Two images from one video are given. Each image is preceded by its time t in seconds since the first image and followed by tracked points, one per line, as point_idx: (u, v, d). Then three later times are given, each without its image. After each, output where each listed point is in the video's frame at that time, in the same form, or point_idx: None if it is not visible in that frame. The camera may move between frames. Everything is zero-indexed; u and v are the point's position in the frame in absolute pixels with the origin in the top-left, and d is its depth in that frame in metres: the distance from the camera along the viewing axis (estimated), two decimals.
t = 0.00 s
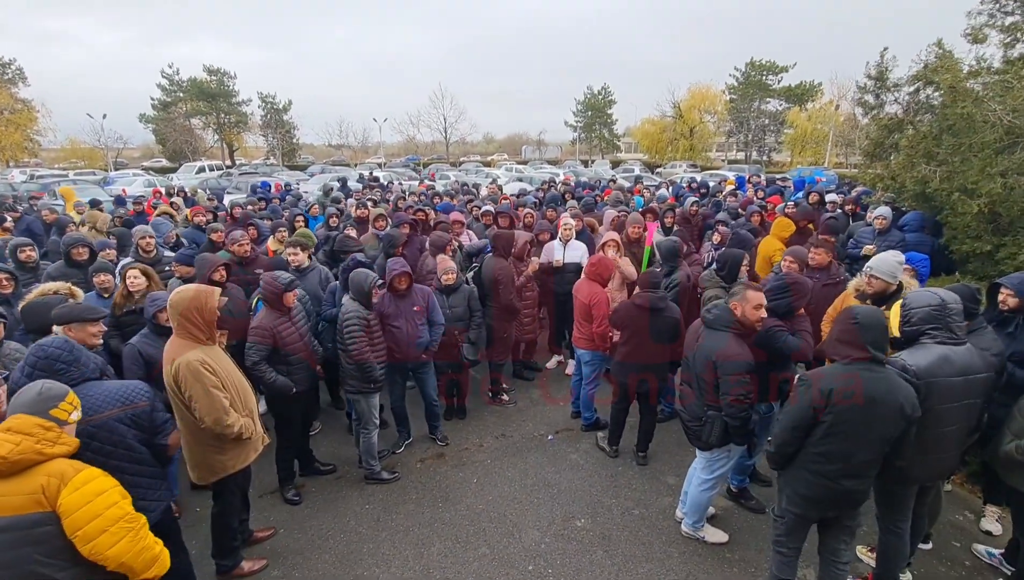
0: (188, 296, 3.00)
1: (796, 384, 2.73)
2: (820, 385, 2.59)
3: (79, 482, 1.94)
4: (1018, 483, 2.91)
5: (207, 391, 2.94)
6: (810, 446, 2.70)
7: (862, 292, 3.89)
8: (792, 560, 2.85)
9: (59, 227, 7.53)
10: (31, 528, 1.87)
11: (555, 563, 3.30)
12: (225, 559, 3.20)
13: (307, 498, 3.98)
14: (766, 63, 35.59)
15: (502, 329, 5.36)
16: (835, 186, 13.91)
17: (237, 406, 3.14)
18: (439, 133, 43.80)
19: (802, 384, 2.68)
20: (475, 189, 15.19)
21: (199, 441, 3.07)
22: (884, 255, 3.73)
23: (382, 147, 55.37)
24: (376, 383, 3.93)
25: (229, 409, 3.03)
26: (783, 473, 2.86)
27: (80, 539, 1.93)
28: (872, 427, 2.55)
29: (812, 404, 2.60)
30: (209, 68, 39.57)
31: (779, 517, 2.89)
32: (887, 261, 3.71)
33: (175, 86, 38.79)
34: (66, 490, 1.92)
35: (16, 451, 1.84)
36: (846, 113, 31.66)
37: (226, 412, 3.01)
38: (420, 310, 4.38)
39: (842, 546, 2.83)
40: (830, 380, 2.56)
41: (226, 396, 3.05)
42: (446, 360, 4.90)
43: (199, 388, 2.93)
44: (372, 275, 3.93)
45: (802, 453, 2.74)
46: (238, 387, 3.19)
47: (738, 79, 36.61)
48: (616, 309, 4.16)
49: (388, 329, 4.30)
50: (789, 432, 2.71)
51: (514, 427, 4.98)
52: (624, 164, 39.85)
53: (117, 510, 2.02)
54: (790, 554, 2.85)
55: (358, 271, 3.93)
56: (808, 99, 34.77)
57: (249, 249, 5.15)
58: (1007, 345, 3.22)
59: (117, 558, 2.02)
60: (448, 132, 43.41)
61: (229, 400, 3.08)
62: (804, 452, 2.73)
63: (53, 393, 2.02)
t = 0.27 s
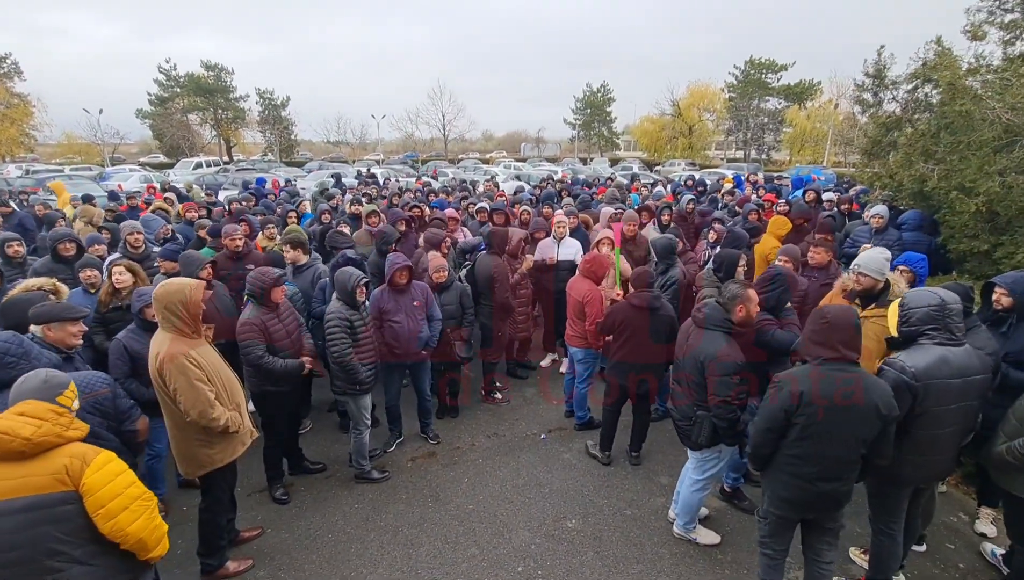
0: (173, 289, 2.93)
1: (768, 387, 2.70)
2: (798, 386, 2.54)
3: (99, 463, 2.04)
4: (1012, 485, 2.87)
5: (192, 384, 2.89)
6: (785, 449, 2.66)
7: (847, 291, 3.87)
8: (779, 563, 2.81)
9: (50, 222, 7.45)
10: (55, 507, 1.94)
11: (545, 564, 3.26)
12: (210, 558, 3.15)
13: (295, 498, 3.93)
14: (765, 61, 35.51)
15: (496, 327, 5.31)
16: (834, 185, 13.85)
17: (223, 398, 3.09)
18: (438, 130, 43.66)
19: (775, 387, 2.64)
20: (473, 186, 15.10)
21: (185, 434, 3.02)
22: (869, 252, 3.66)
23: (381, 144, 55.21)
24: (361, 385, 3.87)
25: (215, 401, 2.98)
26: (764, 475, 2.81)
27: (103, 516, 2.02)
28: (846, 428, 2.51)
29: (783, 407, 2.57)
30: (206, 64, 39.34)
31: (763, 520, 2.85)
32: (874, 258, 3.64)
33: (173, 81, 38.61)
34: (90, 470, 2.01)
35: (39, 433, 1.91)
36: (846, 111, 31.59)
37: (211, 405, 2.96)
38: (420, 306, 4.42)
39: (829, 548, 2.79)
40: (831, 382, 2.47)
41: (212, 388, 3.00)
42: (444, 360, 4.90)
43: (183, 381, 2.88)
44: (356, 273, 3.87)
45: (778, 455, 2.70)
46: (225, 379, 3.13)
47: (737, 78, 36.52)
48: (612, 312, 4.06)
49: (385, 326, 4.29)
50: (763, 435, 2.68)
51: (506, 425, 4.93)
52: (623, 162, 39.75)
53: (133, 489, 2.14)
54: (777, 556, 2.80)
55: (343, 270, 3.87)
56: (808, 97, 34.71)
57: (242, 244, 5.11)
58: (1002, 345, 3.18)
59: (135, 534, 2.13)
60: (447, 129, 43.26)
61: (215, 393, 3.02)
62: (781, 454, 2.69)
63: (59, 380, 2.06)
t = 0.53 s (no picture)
0: (169, 278, 2.91)
1: (754, 390, 2.70)
2: (787, 389, 2.52)
3: (130, 441, 2.09)
4: (1007, 492, 2.86)
5: (184, 374, 2.87)
6: (773, 452, 2.64)
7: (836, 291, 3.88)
8: (768, 566, 2.79)
9: (48, 212, 7.43)
10: (87, 481, 1.98)
11: (538, 564, 3.24)
12: (201, 553, 3.13)
13: (288, 493, 3.91)
14: (769, 63, 35.46)
15: (494, 324, 5.29)
16: (835, 188, 13.82)
17: (214, 389, 3.06)
18: (440, 127, 43.56)
19: (760, 390, 2.64)
20: (474, 183, 15.06)
21: (175, 424, 3.00)
22: (858, 253, 3.60)
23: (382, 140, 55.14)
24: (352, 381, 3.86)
25: (206, 391, 2.96)
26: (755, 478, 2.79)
27: (133, 490, 2.07)
28: (831, 431, 2.49)
29: (768, 411, 2.57)
30: (208, 56, 39.21)
31: (754, 522, 2.84)
32: (866, 258, 3.57)
33: (174, 72, 38.49)
34: (122, 445, 2.06)
35: (76, 410, 1.95)
36: (847, 114, 31.54)
37: (202, 395, 2.94)
38: (423, 301, 4.44)
39: (819, 550, 2.78)
40: (831, 382, 2.45)
41: (204, 379, 2.98)
42: (442, 359, 4.90)
43: (175, 370, 2.86)
44: (349, 269, 3.83)
45: (766, 458, 2.69)
46: (218, 369, 3.10)
47: (740, 79, 36.47)
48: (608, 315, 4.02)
49: (386, 321, 4.28)
50: (749, 438, 2.67)
51: (502, 424, 4.91)
52: (625, 161, 39.71)
53: (159, 467, 2.19)
54: (767, 559, 2.79)
55: (338, 266, 3.84)
56: (811, 100, 34.68)
57: (241, 237, 5.12)
58: (999, 350, 3.17)
59: (162, 509, 2.19)
60: (449, 126, 43.18)
61: (206, 382, 3.00)
62: (768, 457, 2.68)
63: (76, 360, 2.09)
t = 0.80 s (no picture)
0: (172, 270, 2.89)
1: (761, 394, 2.68)
2: (793, 394, 2.50)
3: (148, 429, 2.10)
4: (1008, 498, 2.85)
5: (183, 366, 2.85)
6: (777, 455, 2.63)
7: (831, 293, 3.87)
8: (769, 569, 2.78)
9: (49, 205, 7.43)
10: (109, 468, 1.98)
11: (536, 563, 3.23)
12: (200, 546, 3.12)
13: (286, 489, 3.90)
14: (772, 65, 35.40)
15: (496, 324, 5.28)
16: (838, 191, 13.80)
17: (212, 382, 3.05)
18: (442, 125, 43.53)
19: (766, 395, 2.62)
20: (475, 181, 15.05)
21: (173, 417, 2.99)
22: (857, 252, 3.65)
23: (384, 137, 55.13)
24: (349, 376, 3.85)
25: (203, 384, 2.94)
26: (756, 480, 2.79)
27: (153, 477, 2.08)
28: (836, 435, 2.48)
29: (776, 416, 2.54)
30: (211, 50, 39.17)
31: (755, 525, 2.83)
32: (863, 257, 3.63)
33: (177, 66, 38.45)
34: (141, 433, 2.07)
35: (101, 401, 1.96)
36: (850, 117, 31.49)
37: (199, 388, 2.92)
38: (424, 298, 4.44)
39: (817, 549, 2.77)
40: (831, 383, 2.44)
41: (202, 371, 2.96)
42: (443, 359, 4.91)
43: (174, 362, 2.84)
44: (352, 265, 3.83)
45: (770, 462, 2.67)
46: (215, 363, 3.09)
47: (744, 81, 36.42)
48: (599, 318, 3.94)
49: (387, 317, 4.26)
50: (754, 443, 2.65)
51: (502, 422, 4.90)
52: (627, 161, 39.67)
53: (174, 454, 2.20)
54: (767, 562, 2.77)
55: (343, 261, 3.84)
56: (814, 102, 34.62)
57: (242, 231, 5.14)
58: (1001, 354, 3.17)
59: (177, 495, 2.20)
60: (451, 124, 43.13)
61: (204, 376, 2.99)
62: (772, 461, 2.66)
63: (86, 351, 2.09)
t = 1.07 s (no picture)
0: (171, 275, 2.88)
1: (783, 395, 2.63)
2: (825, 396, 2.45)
3: (139, 436, 2.07)
4: (1012, 493, 2.85)
5: (187, 371, 2.84)
6: (800, 457, 2.60)
7: (828, 290, 3.86)
8: (783, 572, 2.77)
9: (48, 209, 7.42)
10: (101, 478, 1.97)
11: (540, 564, 3.23)
12: (204, 550, 3.12)
13: (289, 492, 3.90)
14: (770, 61, 35.38)
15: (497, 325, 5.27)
16: (836, 187, 13.79)
17: (215, 387, 3.04)
18: (440, 125, 43.50)
19: (791, 396, 2.57)
20: (474, 181, 15.04)
21: (176, 423, 2.97)
22: (851, 249, 3.64)
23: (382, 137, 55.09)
24: (349, 380, 3.85)
25: (207, 389, 2.94)
26: (771, 481, 2.78)
27: (146, 483, 2.06)
28: (862, 434, 2.48)
29: (804, 418, 2.50)
30: (209, 53, 39.13)
31: (769, 528, 2.81)
32: (859, 254, 3.64)
33: (175, 68, 38.41)
34: (132, 441, 2.04)
35: (88, 412, 1.92)
36: (849, 113, 31.49)
37: (204, 393, 2.92)
38: (423, 299, 4.42)
39: (829, 551, 2.76)
40: (828, 380, 2.46)
41: (205, 376, 2.96)
42: (444, 359, 4.87)
43: (177, 368, 2.82)
44: (351, 268, 3.80)
45: (792, 462, 2.64)
46: (217, 367, 3.08)
47: (742, 77, 36.39)
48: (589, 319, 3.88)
49: (387, 319, 4.24)
50: (779, 445, 2.61)
51: (504, 422, 4.90)
52: (625, 159, 39.65)
53: (168, 458, 2.18)
54: (780, 565, 2.77)
55: (342, 264, 3.82)
56: (812, 98, 34.59)
57: (240, 234, 5.18)
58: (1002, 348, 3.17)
59: (172, 499, 2.20)
60: (450, 123, 43.11)
61: (207, 381, 2.98)
62: (794, 462, 2.64)
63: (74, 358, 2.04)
